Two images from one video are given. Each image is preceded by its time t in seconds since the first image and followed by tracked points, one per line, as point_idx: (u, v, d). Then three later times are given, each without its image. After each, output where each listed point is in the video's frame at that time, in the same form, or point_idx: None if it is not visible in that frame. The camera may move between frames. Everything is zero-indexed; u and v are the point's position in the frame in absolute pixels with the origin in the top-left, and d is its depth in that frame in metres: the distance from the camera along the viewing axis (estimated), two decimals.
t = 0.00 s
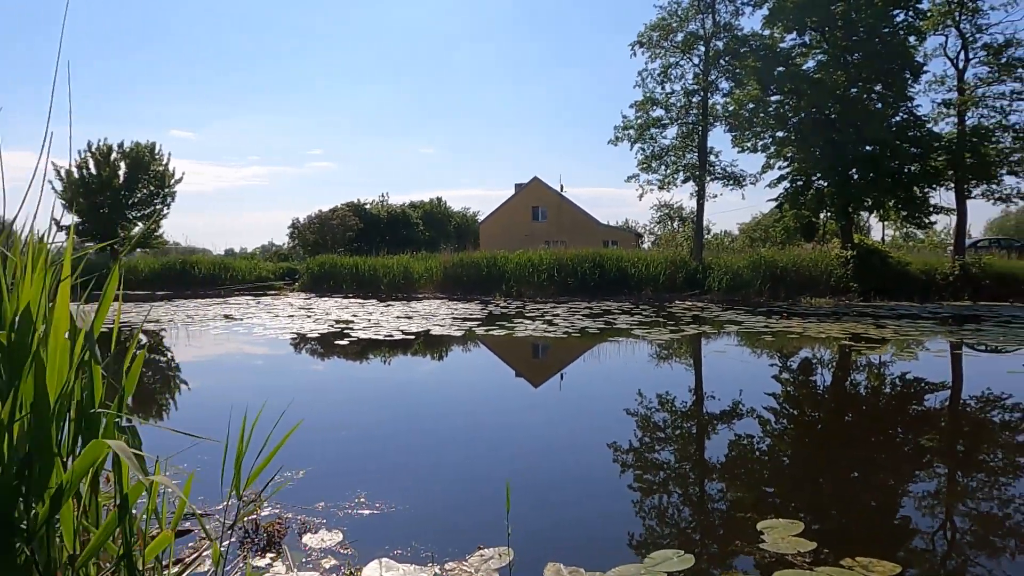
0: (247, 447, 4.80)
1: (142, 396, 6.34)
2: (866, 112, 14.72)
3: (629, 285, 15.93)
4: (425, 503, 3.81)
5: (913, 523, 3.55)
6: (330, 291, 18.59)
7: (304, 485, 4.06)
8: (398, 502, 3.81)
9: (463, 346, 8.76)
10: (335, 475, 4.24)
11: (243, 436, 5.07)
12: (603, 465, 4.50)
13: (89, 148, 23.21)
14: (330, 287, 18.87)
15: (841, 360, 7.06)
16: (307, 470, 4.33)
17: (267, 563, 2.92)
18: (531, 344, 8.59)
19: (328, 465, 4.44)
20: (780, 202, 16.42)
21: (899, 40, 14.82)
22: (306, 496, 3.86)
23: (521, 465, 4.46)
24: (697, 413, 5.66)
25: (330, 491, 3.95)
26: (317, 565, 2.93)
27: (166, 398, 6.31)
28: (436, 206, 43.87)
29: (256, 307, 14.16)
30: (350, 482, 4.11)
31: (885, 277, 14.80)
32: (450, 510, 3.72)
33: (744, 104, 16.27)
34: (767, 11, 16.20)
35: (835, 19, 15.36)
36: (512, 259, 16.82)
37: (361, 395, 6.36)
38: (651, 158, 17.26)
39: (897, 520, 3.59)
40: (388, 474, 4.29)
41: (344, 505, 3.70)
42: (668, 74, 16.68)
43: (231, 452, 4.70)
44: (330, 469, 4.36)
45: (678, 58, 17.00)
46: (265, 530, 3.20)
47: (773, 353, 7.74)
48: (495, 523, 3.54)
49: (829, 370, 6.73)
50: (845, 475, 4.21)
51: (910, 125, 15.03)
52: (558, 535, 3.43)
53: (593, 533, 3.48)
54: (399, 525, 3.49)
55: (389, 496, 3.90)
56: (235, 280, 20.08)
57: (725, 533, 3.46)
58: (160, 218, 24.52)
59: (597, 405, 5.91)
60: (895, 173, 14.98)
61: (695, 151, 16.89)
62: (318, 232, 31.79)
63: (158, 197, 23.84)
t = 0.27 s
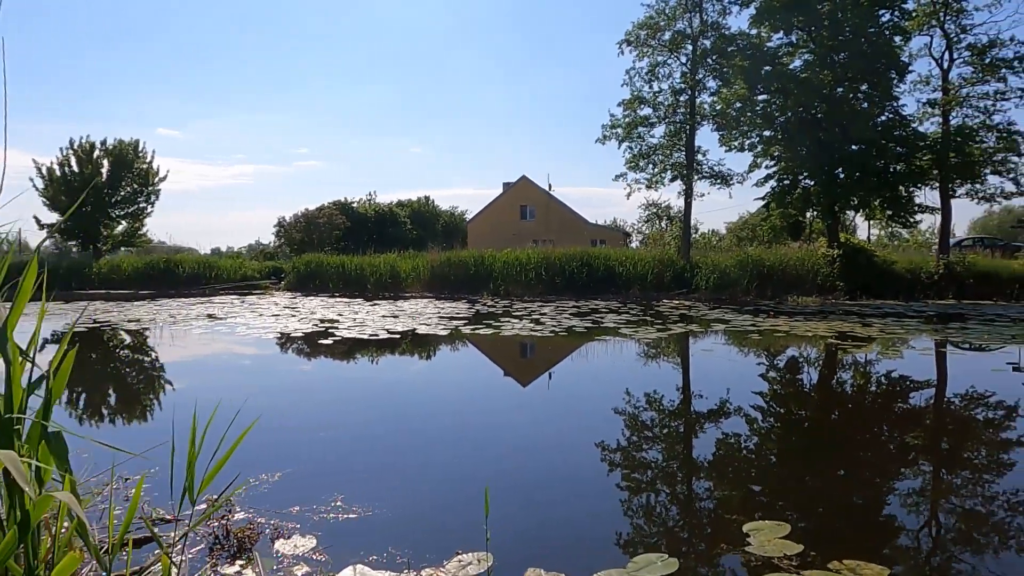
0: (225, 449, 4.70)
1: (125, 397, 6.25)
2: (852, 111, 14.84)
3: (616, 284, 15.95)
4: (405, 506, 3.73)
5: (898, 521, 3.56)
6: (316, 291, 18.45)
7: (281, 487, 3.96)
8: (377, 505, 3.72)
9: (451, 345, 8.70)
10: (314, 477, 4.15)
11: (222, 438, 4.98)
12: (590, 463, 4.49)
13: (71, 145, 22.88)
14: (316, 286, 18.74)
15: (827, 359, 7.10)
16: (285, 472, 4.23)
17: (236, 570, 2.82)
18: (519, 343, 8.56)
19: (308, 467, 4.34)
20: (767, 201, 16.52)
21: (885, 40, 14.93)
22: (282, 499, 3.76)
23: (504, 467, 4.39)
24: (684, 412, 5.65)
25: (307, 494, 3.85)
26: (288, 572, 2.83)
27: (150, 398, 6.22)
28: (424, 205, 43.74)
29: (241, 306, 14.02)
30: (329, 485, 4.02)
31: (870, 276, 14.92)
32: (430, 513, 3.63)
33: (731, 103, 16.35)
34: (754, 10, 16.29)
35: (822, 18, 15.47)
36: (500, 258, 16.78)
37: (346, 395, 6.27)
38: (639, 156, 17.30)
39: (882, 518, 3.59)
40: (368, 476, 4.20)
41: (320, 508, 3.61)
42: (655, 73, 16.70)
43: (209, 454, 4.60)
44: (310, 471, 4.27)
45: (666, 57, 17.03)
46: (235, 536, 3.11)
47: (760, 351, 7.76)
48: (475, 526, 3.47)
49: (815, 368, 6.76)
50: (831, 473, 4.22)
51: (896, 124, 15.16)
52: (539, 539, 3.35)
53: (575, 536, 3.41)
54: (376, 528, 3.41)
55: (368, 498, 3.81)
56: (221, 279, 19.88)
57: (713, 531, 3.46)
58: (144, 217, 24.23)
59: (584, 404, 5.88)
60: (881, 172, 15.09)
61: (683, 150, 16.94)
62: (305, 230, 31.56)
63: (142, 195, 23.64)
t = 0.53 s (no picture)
0: (205, 453, 4.59)
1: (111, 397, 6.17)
2: (840, 112, 14.94)
3: (606, 284, 15.96)
4: (388, 510, 3.65)
5: (886, 519, 3.56)
6: (304, 291, 18.33)
7: (260, 491, 3.86)
8: (358, 509, 3.63)
9: (440, 345, 8.66)
10: (295, 481, 4.06)
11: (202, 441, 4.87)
12: (579, 463, 4.46)
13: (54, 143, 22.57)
14: (304, 286, 18.62)
15: (814, 358, 7.14)
16: (265, 476, 4.13)
17: None
18: (509, 342, 8.53)
19: (289, 471, 4.25)
20: (756, 201, 16.61)
21: (872, 40, 15.06)
22: (260, 503, 3.66)
23: (490, 469, 4.31)
24: (674, 411, 5.65)
25: (287, 499, 3.75)
26: None
27: (136, 398, 6.14)
28: (413, 204, 43.64)
29: (228, 306, 13.89)
30: (309, 489, 3.92)
31: (857, 275, 15.04)
32: (412, 517, 3.55)
33: (720, 103, 16.41)
34: (743, 11, 16.36)
35: (810, 19, 15.60)
36: (489, 257, 16.75)
37: (332, 396, 6.18)
38: (628, 156, 17.33)
39: (870, 517, 3.60)
40: (351, 479, 4.12)
41: (299, 513, 3.51)
42: (644, 72, 16.73)
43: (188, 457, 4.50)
44: (290, 475, 4.17)
45: (655, 57, 17.07)
46: (209, 544, 3.01)
47: (749, 350, 7.79)
48: (458, 531, 3.39)
49: (803, 368, 6.79)
50: (819, 472, 4.23)
51: (883, 125, 15.28)
52: (523, 544, 3.28)
53: (561, 540, 3.34)
54: (355, 533, 3.32)
55: (349, 502, 3.72)
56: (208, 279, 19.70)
57: (701, 530, 3.45)
58: (129, 216, 23.95)
59: (574, 404, 5.85)
60: (869, 173, 15.20)
61: (672, 149, 16.99)
62: (293, 229, 31.35)
63: (128, 194, 23.40)
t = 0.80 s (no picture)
0: (185, 456, 4.51)
1: (96, 398, 6.09)
2: (828, 112, 15.05)
3: (595, 284, 15.97)
4: (374, 512, 3.59)
5: (873, 518, 3.58)
6: (292, 290, 18.20)
7: (239, 495, 3.79)
8: (340, 512, 3.56)
9: (429, 345, 8.61)
10: (276, 484, 3.98)
11: (182, 444, 4.78)
12: (569, 463, 4.44)
13: (39, 141, 22.27)
14: (292, 285, 18.49)
15: (803, 357, 7.17)
16: (247, 479, 4.05)
17: None
18: (499, 342, 8.50)
19: (270, 474, 4.17)
20: (745, 201, 16.69)
21: (859, 41, 15.18)
22: (239, 507, 3.59)
23: (477, 471, 4.25)
24: (663, 411, 5.65)
25: (266, 502, 3.68)
26: None
27: (122, 399, 6.07)
28: (402, 204, 43.50)
29: (215, 306, 13.76)
30: (290, 492, 3.85)
31: (845, 275, 15.14)
32: (395, 520, 3.49)
33: (709, 103, 16.47)
34: (732, 11, 16.43)
35: (798, 19, 15.72)
36: (478, 257, 16.72)
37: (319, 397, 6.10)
38: (617, 156, 17.36)
39: (857, 516, 3.60)
40: (334, 481, 4.04)
41: (279, 518, 3.44)
42: (634, 72, 16.75)
43: (167, 460, 4.41)
44: (271, 477, 4.10)
45: (644, 57, 17.10)
46: (183, 550, 2.89)
47: (738, 350, 7.81)
48: (442, 534, 3.33)
49: (792, 367, 6.81)
50: (807, 471, 4.24)
51: (870, 125, 15.40)
52: (508, 547, 3.22)
53: (547, 543, 3.29)
54: (336, 538, 3.25)
55: (332, 506, 3.66)
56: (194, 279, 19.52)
57: (691, 530, 3.45)
58: (115, 215, 23.66)
59: (563, 404, 5.82)
60: (857, 173, 15.31)
61: (661, 150, 17.03)
62: (281, 229, 31.13)
63: (114, 193, 23.15)
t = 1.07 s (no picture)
0: (165, 458, 4.41)
1: (81, 397, 6.00)
2: (816, 111, 15.15)
3: (585, 282, 15.97)
4: (360, 514, 3.53)
5: (861, 515, 3.59)
6: (280, 288, 18.06)
7: (219, 498, 3.70)
8: (323, 515, 3.49)
9: (419, 344, 8.56)
10: (258, 487, 3.89)
11: (161, 446, 4.66)
12: (559, 462, 4.43)
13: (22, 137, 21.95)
14: (280, 283, 18.35)
15: (791, 355, 7.20)
16: (227, 481, 3.96)
17: None
18: (488, 341, 8.48)
19: (252, 476, 4.08)
20: (734, 199, 16.77)
21: (847, 40, 15.29)
22: (218, 512, 3.50)
23: (464, 471, 4.20)
24: (653, 409, 5.65)
25: (247, 506, 3.60)
26: None
27: (107, 399, 5.98)
28: (391, 202, 43.34)
29: (202, 305, 13.61)
30: (273, 495, 3.77)
31: (832, 273, 15.25)
32: (380, 523, 3.42)
33: (698, 102, 16.51)
34: (721, 9, 16.47)
35: (787, 18, 15.82)
36: (468, 255, 16.68)
37: (304, 397, 6.02)
38: (607, 154, 17.37)
39: (845, 512, 3.62)
40: (318, 484, 3.97)
41: (259, 523, 3.36)
42: (624, 70, 16.76)
43: (146, 463, 4.31)
44: (253, 480, 4.01)
45: (634, 54, 17.11)
46: (159, 557, 2.68)
47: (727, 348, 7.83)
48: (428, 537, 3.27)
49: (781, 365, 6.84)
50: (795, 469, 4.25)
51: (858, 124, 15.52)
52: (495, 549, 3.17)
53: (535, 544, 3.25)
54: (318, 542, 3.17)
55: (315, 508, 3.58)
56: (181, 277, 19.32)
57: (680, 527, 3.45)
58: (100, 212, 23.41)
59: (554, 403, 5.79)
60: (845, 172, 15.42)
61: (650, 148, 17.06)
62: (269, 227, 30.88)
63: (99, 189, 22.87)
